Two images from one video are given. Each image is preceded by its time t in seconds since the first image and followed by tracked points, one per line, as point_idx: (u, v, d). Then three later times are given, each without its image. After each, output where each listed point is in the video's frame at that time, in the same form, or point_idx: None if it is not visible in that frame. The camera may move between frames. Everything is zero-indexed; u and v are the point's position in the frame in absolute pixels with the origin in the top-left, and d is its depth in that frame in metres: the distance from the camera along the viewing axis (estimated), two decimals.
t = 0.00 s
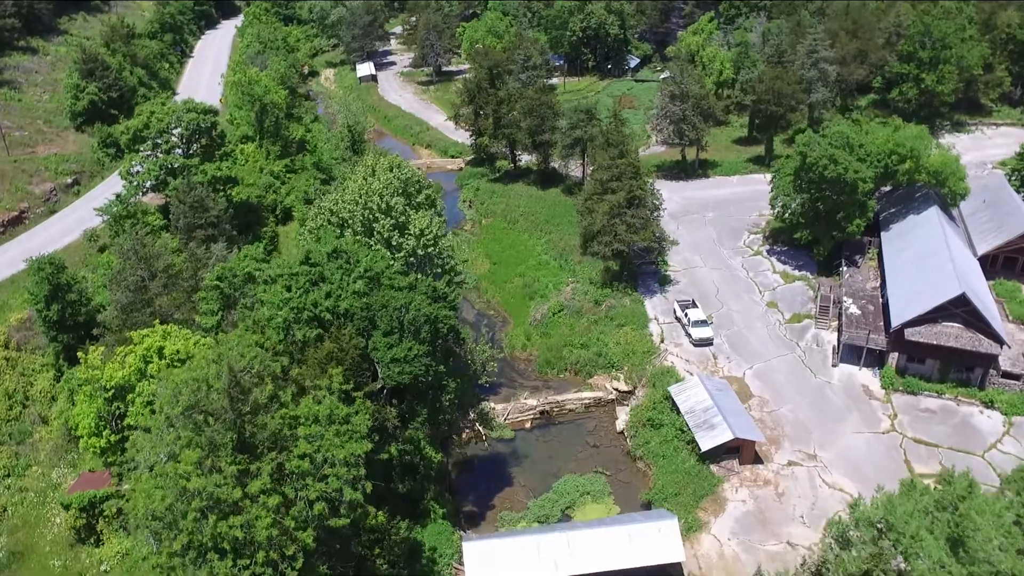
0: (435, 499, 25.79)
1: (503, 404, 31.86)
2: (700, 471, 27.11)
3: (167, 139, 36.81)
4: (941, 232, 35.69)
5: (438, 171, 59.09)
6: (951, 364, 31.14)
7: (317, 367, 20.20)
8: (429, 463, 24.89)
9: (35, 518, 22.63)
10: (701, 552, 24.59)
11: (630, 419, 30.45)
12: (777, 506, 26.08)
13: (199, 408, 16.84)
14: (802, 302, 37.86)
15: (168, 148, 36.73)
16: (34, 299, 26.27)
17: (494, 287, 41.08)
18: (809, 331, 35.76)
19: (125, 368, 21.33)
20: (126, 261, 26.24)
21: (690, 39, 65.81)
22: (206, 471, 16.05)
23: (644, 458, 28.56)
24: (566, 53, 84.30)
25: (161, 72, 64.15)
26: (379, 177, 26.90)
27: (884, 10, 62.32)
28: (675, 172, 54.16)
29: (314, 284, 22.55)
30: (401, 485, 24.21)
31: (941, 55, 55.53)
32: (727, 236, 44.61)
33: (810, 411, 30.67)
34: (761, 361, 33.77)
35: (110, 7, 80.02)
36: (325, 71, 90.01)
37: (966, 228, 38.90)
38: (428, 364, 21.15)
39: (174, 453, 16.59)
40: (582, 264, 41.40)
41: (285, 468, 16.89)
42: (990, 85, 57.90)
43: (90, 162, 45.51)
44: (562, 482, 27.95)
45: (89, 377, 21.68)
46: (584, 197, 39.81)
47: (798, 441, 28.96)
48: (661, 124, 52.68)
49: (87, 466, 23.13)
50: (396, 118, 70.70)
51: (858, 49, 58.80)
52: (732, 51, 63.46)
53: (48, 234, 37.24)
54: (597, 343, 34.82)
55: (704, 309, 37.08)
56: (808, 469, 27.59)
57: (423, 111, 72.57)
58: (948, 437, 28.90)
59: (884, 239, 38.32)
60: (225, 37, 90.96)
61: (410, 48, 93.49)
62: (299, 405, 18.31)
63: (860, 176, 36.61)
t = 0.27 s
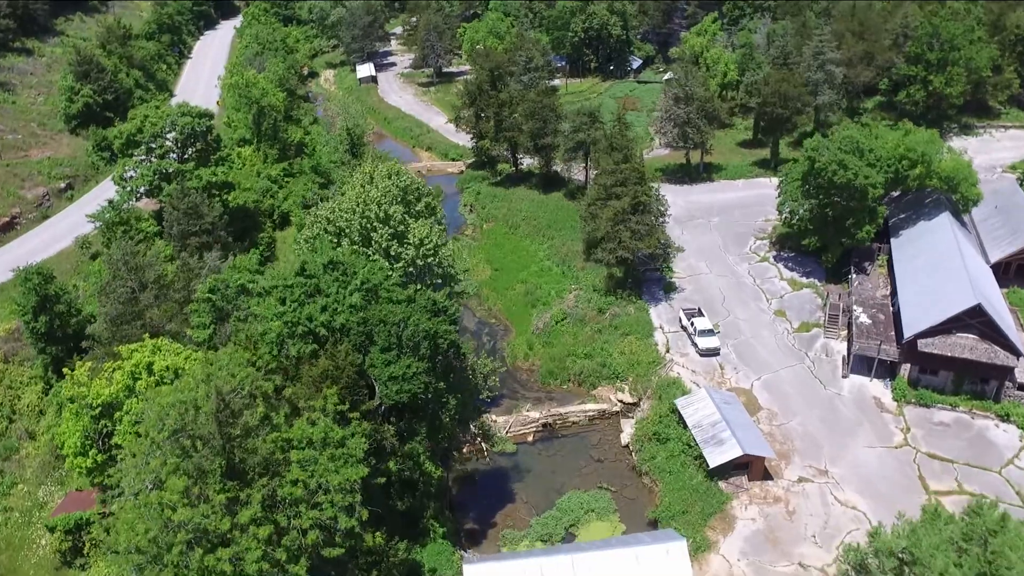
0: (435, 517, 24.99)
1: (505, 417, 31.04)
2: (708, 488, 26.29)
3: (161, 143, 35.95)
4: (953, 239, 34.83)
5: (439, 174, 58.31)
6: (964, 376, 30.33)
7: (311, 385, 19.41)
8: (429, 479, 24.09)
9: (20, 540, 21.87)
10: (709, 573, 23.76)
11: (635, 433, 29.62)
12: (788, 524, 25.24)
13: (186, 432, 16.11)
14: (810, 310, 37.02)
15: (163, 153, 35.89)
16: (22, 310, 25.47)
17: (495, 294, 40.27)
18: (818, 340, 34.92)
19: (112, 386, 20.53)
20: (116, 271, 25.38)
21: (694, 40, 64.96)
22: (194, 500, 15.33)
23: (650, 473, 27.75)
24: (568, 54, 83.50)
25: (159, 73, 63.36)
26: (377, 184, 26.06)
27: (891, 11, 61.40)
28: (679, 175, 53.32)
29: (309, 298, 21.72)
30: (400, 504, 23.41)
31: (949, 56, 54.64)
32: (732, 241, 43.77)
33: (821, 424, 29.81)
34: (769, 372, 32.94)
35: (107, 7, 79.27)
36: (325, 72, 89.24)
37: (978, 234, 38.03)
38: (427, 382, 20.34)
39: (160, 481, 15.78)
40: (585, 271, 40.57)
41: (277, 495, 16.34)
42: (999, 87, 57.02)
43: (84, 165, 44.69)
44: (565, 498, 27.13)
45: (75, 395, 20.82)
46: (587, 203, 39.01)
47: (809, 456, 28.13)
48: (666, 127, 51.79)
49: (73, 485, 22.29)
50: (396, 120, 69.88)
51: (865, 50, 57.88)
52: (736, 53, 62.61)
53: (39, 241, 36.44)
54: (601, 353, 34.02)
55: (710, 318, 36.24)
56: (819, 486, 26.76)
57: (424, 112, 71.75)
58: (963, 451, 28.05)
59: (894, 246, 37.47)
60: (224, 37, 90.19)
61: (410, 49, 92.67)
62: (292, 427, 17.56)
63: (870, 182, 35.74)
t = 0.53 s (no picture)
0: (434, 537, 23.75)
1: (507, 430, 30.24)
2: (716, 507, 25.49)
3: (155, 148, 35.11)
4: (967, 247, 33.98)
5: (439, 177, 57.51)
6: (980, 388, 29.49)
7: (305, 406, 18.60)
8: (429, 496, 23.22)
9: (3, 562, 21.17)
10: None
11: (641, 447, 28.81)
12: (799, 545, 24.41)
13: (172, 460, 15.43)
14: (819, 319, 36.19)
15: (157, 158, 35.08)
16: (8, 323, 24.72)
17: (497, 301, 39.47)
18: (828, 351, 34.08)
19: (99, 405, 19.76)
20: (104, 283, 24.47)
21: (698, 41, 64.10)
22: (180, 532, 14.93)
23: (657, 490, 26.94)
24: (570, 55, 82.67)
25: (155, 75, 62.59)
26: (375, 193, 25.20)
27: (898, 12, 60.47)
28: (684, 179, 52.49)
29: (304, 313, 20.89)
30: (399, 525, 22.65)
31: (958, 58, 53.71)
32: (738, 247, 42.93)
33: (832, 438, 28.96)
34: (777, 384, 32.12)
35: (105, 8, 78.56)
36: (325, 72, 88.45)
37: (991, 241, 37.14)
38: (427, 402, 19.52)
39: (144, 511, 15.33)
40: (588, 277, 39.77)
41: (268, 524, 15.76)
42: (1008, 90, 56.12)
43: (78, 169, 43.94)
44: (570, 516, 26.29)
45: (60, 414, 20.04)
46: (590, 208, 38.33)
47: (820, 473, 27.29)
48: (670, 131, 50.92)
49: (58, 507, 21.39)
50: (396, 122, 69.06)
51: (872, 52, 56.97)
52: (741, 54, 61.73)
53: (31, 248, 35.73)
54: (605, 364, 33.23)
55: (717, 327, 35.41)
56: (831, 504, 25.94)
57: (424, 114, 70.93)
58: (980, 468, 27.20)
59: (905, 253, 36.61)
60: (223, 38, 89.41)
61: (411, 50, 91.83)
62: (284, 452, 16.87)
63: (881, 188, 34.89)
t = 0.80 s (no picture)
0: (435, 558, 22.64)
1: (510, 445, 29.42)
2: (726, 527, 24.64)
3: (149, 152, 34.06)
4: (982, 256, 33.08)
5: (440, 181, 56.69)
6: (997, 403, 28.63)
7: (298, 431, 17.59)
8: (429, 516, 22.33)
9: None
10: None
11: (647, 464, 27.96)
12: (813, 568, 23.56)
13: (157, 492, 14.67)
14: (829, 329, 35.30)
15: (151, 163, 34.02)
16: None
17: (499, 310, 38.64)
18: (839, 362, 33.17)
19: (84, 426, 18.97)
20: (90, 295, 23.52)
21: (702, 43, 63.25)
22: (164, 569, 14.25)
23: (664, 509, 26.11)
24: (572, 56, 81.89)
25: (153, 76, 61.83)
26: (373, 202, 24.32)
27: (906, 13, 59.55)
28: (689, 184, 51.62)
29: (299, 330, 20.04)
30: (398, 546, 21.80)
31: (968, 60, 52.81)
32: (745, 254, 42.05)
33: (844, 454, 28.10)
34: (787, 397, 31.24)
35: (103, 9, 77.93)
36: (325, 74, 87.70)
37: (1006, 248, 36.21)
38: (426, 424, 18.67)
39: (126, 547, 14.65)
40: (592, 285, 38.93)
41: (257, 559, 15.07)
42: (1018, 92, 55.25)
43: (72, 173, 43.14)
44: (574, 536, 25.45)
45: (43, 435, 19.25)
46: (594, 215, 37.69)
47: (833, 491, 26.42)
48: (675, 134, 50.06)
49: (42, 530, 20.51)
50: (397, 125, 68.22)
51: (880, 54, 56.09)
52: (747, 56, 60.84)
53: (21, 256, 34.96)
54: (610, 376, 32.40)
55: (725, 338, 34.55)
56: (845, 524, 25.08)
57: (425, 116, 70.12)
58: (998, 487, 26.31)
59: (917, 261, 35.72)
60: (222, 39, 88.61)
61: (412, 51, 91.10)
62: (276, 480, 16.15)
63: (894, 195, 33.98)
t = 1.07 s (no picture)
0: None
1: (512, 461, 28.59)
2: (737, 550, 23.80)
3: (142, 158, 33.30)
4: (997, 266, 32.16)
5: (441, 185, 55.82)
6: (1015, 420, 27.74)
7: (290, 459, 16.93)
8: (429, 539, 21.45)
9: None
10: None
11: (654, 482, 27.14)
12: None
13: (139, 530, 14.34)
14: (840, 340, 34.38)
15: (144, 169, 33.28)
16: None
17: (501, 319, 37.79)
18: (850, 374, 32.25)
19: (67, 450, 18.06)
20: (76, 309, 22.35)
21: (707, 45, 62.33)
22: None
23: (671, 530, 25.30)
24: (575, 57, 80.95)
25: (150, 78, 61.06)
26: (372, 213, 23.43)
27: (915, 14, 58.55)
28: (694, 188, 50.69)
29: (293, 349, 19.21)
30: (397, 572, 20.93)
31: (979, 63, 51.82)
32: (753, 261, 41.13)
33: (858, 472, 27.17)
34: (798, 411, 30.33)
35: (101, 10, 77.22)
36: (325, 75, 86.88)
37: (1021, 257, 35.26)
38: (425, 449, 17.79)
39: None
40: (596, 294, 38.07)
41: None
42: None
43: (65, 178, 42.37)
44: (579, 558, 24.59)
45: (24, 459, 18.33)
46: (599, 222, 36.84)
47: (847, 511, 25.53)
48: (679, 139, 49.01)
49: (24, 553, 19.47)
50: (397, 127, 67.32)
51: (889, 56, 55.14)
52: (752, 58, 59.86)
53: (11, 264, 34.24)
54: (615, 389, 31.55)
55: (733, 349, 33.65)
56: (860, 547, 24.19)
57: (426, 118, 69.26)
58: (1018, 507, 25.41)
59: (930, 270, 34.80)
60: (221, 40, 87.77)
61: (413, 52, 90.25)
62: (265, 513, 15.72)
63: (907, 203, 33.06)
